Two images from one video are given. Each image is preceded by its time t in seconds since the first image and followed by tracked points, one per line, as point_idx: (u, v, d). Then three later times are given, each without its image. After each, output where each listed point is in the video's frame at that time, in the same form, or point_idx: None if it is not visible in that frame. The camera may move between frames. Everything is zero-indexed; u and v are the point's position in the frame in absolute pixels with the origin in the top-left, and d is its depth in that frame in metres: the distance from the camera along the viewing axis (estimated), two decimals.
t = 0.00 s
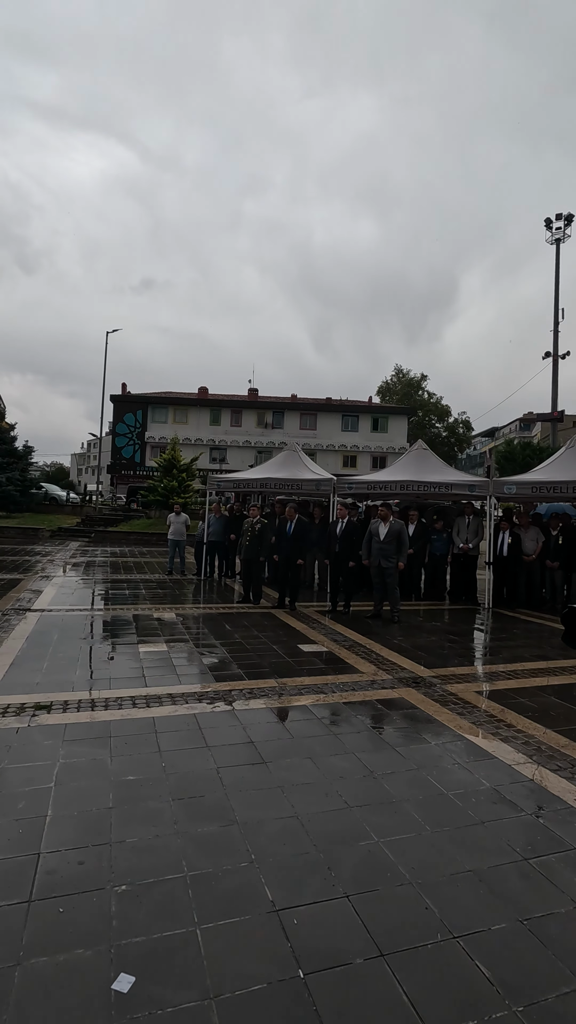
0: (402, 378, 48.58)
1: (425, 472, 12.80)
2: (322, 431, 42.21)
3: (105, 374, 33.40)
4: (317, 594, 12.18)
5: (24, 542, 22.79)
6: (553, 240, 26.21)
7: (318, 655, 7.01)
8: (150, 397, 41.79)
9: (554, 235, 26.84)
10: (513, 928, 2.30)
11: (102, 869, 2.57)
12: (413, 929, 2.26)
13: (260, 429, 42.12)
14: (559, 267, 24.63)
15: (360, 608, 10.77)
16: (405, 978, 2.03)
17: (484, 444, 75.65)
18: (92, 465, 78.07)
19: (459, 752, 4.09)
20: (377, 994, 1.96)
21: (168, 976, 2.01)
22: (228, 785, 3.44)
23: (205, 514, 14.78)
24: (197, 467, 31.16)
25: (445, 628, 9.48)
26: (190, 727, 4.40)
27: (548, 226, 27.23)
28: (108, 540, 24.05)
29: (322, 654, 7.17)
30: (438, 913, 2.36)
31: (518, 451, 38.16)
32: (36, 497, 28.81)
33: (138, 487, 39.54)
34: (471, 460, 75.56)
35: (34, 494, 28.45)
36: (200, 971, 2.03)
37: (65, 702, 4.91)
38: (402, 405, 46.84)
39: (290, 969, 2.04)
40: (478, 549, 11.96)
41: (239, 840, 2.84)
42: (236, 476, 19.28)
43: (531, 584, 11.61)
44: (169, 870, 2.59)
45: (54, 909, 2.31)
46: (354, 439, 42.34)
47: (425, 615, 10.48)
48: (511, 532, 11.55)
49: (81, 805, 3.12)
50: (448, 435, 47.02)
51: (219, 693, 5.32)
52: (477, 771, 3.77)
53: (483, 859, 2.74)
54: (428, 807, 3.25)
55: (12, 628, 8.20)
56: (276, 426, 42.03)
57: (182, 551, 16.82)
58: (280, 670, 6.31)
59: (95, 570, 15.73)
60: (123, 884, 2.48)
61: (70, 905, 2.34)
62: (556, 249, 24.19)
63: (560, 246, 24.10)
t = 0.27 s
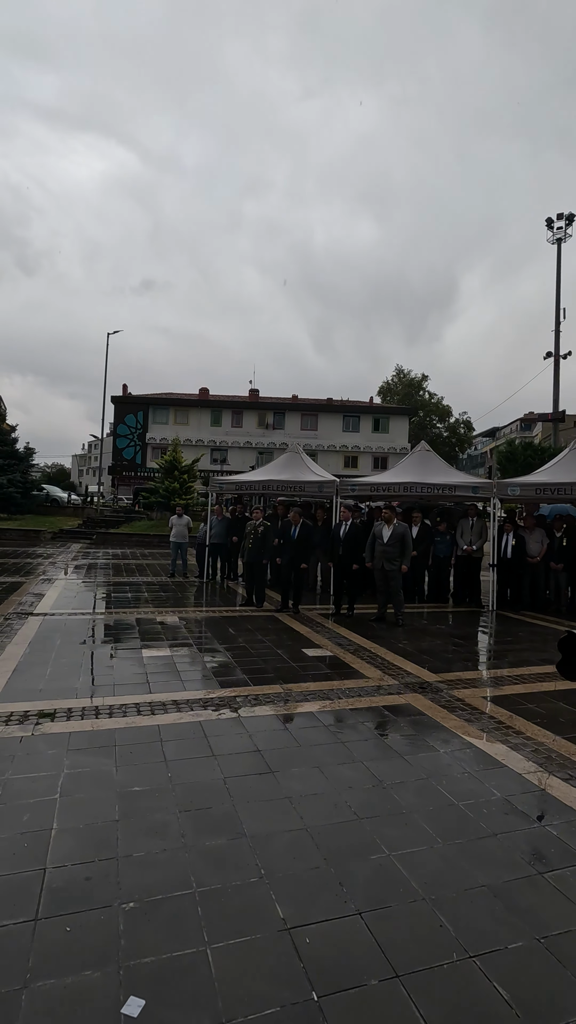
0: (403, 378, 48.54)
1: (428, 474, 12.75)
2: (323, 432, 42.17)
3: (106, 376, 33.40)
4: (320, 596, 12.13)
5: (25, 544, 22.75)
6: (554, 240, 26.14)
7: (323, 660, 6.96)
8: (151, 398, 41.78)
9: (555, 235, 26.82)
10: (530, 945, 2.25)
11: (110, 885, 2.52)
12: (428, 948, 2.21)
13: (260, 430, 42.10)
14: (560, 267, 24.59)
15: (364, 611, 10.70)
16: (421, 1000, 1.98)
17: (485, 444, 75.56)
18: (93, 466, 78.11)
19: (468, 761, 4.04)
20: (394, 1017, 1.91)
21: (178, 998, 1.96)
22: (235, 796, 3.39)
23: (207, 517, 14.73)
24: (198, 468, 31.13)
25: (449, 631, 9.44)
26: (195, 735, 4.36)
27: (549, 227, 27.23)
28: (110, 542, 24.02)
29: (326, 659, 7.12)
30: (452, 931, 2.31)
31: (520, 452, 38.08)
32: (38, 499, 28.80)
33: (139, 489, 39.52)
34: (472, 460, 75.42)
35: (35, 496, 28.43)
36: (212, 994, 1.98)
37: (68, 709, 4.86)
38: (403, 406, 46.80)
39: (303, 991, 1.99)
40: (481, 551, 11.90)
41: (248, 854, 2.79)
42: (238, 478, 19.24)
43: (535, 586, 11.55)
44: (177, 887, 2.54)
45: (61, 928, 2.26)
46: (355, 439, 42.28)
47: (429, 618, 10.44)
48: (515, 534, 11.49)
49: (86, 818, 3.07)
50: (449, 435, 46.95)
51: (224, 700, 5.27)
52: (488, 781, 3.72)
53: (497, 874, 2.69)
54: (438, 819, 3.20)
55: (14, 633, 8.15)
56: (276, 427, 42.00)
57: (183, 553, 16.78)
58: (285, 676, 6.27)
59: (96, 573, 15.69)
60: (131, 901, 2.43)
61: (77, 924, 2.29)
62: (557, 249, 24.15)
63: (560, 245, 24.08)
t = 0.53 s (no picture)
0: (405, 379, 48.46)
1: (434, 476, 12.69)
2: (326, 433, 42.11)
3: (109, 378, 33.45)
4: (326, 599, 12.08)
5: (28, 546, 22.75)
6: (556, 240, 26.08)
7: (331, 664, 6.92)
8: (154, 400, 41.80)
9: (558, 235, 26.77)
10: (555, 960, 2.21)
11: (124, 898, 2.48)
12: (451, 964, 2.16)
13: (263, 432, 42.08)
14: (563, 266, 24.52)
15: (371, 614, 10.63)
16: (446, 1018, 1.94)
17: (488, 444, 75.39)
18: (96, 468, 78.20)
19: (483, 768, 3.99)
20: None
21: (198, 1016, 1.92)
22: (248, 805, 3.35)
23: (212, 520, 14.69)
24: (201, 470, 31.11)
25: (457, 634, 9.37)
26: (206, 742, 4.31)
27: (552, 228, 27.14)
28: (113, 544, 24.02)
29: (334, 663, 7.08)
30: (475, 946, 2.26)
31: (524, 452, 37.92)
32: (41, 502, 28.82)
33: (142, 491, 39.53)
34: (475, 461, 75.22)
35: (38, 498, 28.46)
36: (232, 1011, 1.94)
37: (77, 716, 4.82)
38: (406, 407, 46.70)
39: (325, 1009, 1.95)
40: (488, 553, 11.83)
41: (264, 865, 2.75)
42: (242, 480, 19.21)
43: (542, 588, 11.48)
44: (193, 899, 2.50)
45: (77, 943, 2.22)
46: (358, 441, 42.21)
47: (436, 621, 10.38)
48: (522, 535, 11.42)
49: (99, 828, 3.03)
50: (452, 436, 46.84)
51: (233, 705, 5.23)
52: (504, 789, 3.66)
53: (517, 886, 2.64)
54: (455, 828, 3.15)
55: (20, 637, 8.12)
56: (279, 429, 41.96)
57: (188, 555, 16.75)
58: (293, 680, 6.22)
59: (101, 576, 15.66)
60: (147, 914, 2.39)
61: (93, 938, 2.25)
62: (560, 250, 24.08)
63: (563, 246, 24.00)
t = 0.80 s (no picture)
0: (408, 380, 48.42)
1: (441, 477, 12.65)
2: (329, 435, 42.09)
3: (113, 381, 33.48)
4: (333, 602, 12.04)
5: (33, 549, 22.80)
6: (560, 240, 25.97)
7: (342, 667, 6.88)
8: (158, 403, 41.87)
9: (561, 235, 26.74)
10: None
11: (147, 907, 2.46)
12: (479, 976, 2.13)
13: (266, 434, 42.09)
14: (566, 267, 24.43)
15: (379, 617, 10.59)
16: None
17: (490, 446, 75.30)
18: (99, 471, 78.33)
19: (501, 773, 3.95)
20: None
21: None
22: (266, 811, 3.33)
23: (218, 522, 14.67)
24: (205, 473, 31.10)
25: (466, 637, 9.32)
26: (221, 747, 4.29)
27: (556, 229, 27.12)
28: (118, 546, 24.03)
29: (344, 666, 7.04)
30: (503, 957, 2.24)
31: (528, 453, 37.79)
32: (45, 504, 28.85)
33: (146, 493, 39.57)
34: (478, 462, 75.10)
35: (43, 501, 28.49)
36: None
37: (91, 721, 4.79)
38: (410, 408, 46.68)
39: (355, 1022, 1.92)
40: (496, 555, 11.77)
41: (285, 873, 2.73)
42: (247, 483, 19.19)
43: (551, 590, 11.41)
44: (216, 908, 2.48)
45: (101, 953, 2.20)
46: (361, 442, 42.16)
47: (444, 623, 10.34)
48: (530, 537, 11.36)
49: (117, 835, 3.01)
50: (455, 437, 46.75)
51: (246, 710, 5.20)
52: (523, 795, 3.62)
53: (542, 895, 2.61)
54: (476, 835, 3.12)
55: (30, 640, 8.12)
56: (282, 431, 41.95)
57: (194, 558, 16.72)
58: (305, 684, 6.19)
59: (107, 578, 15.66)
60: (170, 924, 2.37)
61: (117, 948, 2.23)
62: (563, 251, 24.04)
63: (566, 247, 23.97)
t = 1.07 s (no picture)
0: (412, 383, 48.38)
1: (448, 481, 12.61)
2: (333, 438, 42.08)
3: (118, 386, 33.56)
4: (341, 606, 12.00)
5: (39, 553, 22.86)
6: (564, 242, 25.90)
7: (353, 673, 6.84)
8: (162, 407, 41.96)
9: (565, 237, 26.69)
10: None
11: (169, 915, 2.44)
12: (508, 986, 2.11)
13: (270, 438, 42.11)
14: (571, 268, 24.35)
15: (388, 621, 10.54)
16: None
17: (494, 449, 75.12)
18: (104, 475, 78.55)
19: (520, 780, 3.91)
20: None
21: None
22: (285, 818, 3.30)
23: (224, 526, 14.66)
24: (211, 477, 31.08)
25: (476, 641, 9.27)
26: (235, 753, 4.26)
27: (561, 232, 27.10)
28: (123, 551, 24.04)
29: (355, 671, 7.01)
30: (531, 967, 2.21)
31: (533, 456, 37.64)
32: (51, 509, 28.90)
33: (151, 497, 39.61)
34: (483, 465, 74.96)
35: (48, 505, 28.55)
36: None
37: (104, 726, 4.78)
38: (414, 411, 46.65)
39: None
40: (505, 559, 11.71)
41: (307, 881, 2.71)
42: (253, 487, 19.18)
43: (560, 594, 11.33)
44: (239, 917, 2.46)
45: (125, 962, 2.18)
46: (366, 446, 42.13)
47: (453, 628, 10.29)
48: (539, 541, 11.29)
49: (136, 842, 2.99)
50: (460, 440, 46.66)
51: (259, 715, 5.17)
52: (543, 801, 3.59)
53: (568, 903, 2.58)
54: (498, 842, 3.09)
55: (39, 645, 8.11)
56: (286, 435, 41.97)
57: (200, 562, 16.70)
58: (317, 689, 6.16)
59: (114, 583, 15.66)
60: (193, 933, 2.35)
61: (141, 957, 2.21)
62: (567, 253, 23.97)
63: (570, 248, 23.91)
